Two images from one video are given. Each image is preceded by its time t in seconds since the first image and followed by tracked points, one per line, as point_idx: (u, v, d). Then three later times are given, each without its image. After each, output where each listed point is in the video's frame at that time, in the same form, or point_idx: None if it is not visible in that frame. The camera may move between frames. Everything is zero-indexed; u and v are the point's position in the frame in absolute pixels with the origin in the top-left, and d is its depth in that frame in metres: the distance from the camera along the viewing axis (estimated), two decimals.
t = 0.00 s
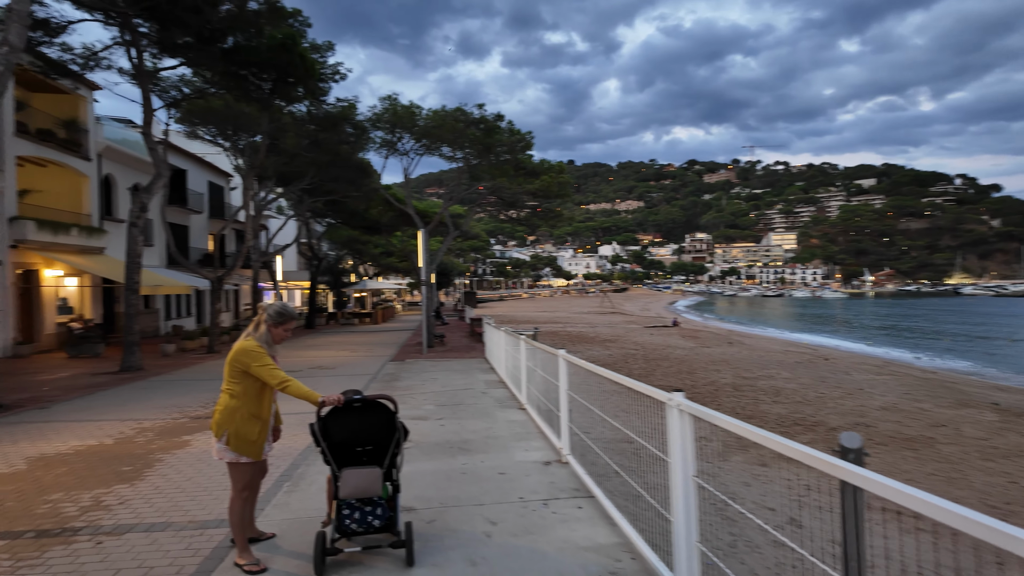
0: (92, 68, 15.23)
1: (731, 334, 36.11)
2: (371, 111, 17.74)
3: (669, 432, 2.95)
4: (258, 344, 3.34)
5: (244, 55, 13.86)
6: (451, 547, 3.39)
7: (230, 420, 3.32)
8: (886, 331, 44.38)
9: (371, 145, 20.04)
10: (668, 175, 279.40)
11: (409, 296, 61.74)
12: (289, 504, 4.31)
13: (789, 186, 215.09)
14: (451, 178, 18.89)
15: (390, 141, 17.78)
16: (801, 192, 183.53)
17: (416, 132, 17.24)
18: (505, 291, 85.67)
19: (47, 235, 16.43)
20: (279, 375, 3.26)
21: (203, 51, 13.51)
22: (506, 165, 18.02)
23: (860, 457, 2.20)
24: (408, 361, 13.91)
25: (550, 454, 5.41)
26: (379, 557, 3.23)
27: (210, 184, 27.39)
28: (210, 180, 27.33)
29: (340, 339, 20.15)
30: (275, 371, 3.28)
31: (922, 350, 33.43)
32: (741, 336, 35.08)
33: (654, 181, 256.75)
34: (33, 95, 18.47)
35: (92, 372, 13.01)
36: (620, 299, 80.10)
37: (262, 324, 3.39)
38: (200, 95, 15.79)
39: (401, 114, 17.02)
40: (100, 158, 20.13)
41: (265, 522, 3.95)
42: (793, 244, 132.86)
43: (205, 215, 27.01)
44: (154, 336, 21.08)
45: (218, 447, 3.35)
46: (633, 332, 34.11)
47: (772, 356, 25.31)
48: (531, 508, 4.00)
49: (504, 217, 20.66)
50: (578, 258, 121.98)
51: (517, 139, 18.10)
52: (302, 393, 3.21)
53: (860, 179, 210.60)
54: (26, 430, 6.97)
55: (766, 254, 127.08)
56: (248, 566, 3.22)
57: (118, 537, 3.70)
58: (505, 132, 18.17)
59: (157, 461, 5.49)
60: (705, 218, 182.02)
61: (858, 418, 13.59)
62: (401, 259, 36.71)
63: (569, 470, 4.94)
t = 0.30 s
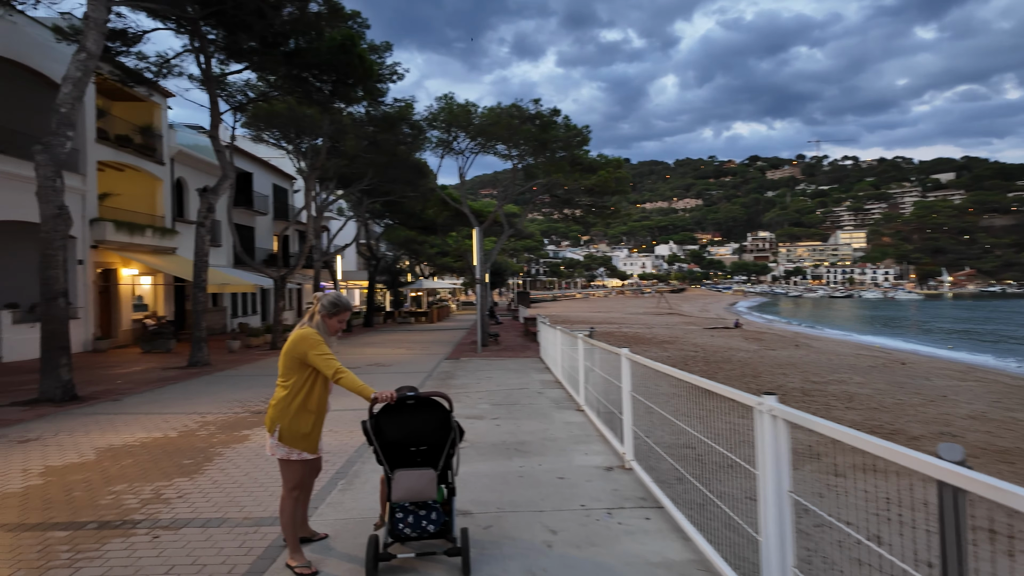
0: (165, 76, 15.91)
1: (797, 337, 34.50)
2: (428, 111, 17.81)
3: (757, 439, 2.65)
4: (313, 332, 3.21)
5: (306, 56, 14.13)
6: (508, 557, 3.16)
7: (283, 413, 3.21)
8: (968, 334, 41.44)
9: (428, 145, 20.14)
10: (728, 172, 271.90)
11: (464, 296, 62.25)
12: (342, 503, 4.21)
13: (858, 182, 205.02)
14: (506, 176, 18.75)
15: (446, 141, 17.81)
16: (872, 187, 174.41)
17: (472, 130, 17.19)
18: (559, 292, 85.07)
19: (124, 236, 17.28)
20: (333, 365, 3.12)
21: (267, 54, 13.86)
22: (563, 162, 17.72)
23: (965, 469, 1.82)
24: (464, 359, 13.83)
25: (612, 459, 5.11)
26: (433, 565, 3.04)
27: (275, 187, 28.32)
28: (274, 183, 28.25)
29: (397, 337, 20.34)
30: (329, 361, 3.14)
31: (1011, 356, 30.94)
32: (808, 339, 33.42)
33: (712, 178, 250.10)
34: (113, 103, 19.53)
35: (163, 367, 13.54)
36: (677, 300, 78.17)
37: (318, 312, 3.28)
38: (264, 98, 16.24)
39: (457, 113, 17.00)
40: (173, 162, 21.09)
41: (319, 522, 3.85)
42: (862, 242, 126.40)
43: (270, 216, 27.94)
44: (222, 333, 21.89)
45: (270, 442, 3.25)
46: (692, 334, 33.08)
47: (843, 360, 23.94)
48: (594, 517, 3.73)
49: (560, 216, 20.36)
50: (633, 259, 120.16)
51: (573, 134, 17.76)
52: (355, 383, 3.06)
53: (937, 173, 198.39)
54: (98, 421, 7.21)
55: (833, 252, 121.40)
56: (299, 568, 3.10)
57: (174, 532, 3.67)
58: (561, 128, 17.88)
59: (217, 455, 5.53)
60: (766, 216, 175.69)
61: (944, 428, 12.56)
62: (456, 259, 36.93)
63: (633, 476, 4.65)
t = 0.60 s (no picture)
0: (207, 79, 16.17)
1: (843, 339, 33.23)
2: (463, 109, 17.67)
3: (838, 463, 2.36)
4: (344, 335, 3.02)
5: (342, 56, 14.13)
6: None
7: (317, 422, 3.00)
8: None
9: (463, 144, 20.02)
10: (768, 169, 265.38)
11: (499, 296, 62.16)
12: (375, 513, 4.02)
13: (907, 178, 197.45)
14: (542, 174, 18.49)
15: (481, 139, 17.64)
16: (922, 183, 167.27)
17: (508, 128, 16.97)
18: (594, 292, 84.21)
19: (168, 236, 17.68)
20: (365, 369, 2.90)
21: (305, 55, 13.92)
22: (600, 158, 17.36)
23: None
24: (499, 360, 13.64)
25: (660, 471, 4.80)
26: None
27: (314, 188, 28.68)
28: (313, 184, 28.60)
29: (432, 337, 20.30)
30: (361, 364, 2.93)
31: None
32: (855, 341, 32.16)
33: (752, 176, 244.48)
34: (158, 107, 20.01)
35: (203, 365, 13.72)
36: (716, 300, 76.49)
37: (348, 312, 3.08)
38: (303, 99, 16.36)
39: (493, 111, 16.82)
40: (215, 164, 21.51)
41: (351, 535, 3.67)
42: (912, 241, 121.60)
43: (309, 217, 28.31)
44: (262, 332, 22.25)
45: (305, 453, 3.05)
46: (733, 335, 32.20)
47: (894, 364, 22.89)
48: (643, 537, 3.45)
49: (597, 215, 19.99)
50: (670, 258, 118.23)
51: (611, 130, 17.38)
52: (388, 388, 2.84)
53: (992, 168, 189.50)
54: (137, 420, 7.25)
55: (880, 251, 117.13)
56: None
57: (203, 542, 3.54)
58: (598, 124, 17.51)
59: (250, 458, 5.44)
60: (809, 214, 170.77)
61: (1011, 438, 11.77)
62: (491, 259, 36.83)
63: (682, 490, 4.37)
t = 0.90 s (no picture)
0: (247, 81, 16.41)
1: (894, 340, 31.85)
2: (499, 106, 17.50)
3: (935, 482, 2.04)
4: (368, 331, 2.81)
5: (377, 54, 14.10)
6: None
7: (342, 424, 2.81)
8: None
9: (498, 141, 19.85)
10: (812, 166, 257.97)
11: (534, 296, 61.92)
12: (405, 518, 3.83)
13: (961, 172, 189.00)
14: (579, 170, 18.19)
15: (517, 136, 17.43)
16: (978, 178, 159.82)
17: (544, 124, 16.71)
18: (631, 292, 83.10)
19: (210, 236, 18.03)
20: (391, 367, 2.69)
21: (341, 55, 13.95)
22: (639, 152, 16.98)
23: None
24: (534, 360, 13.39)
25: (708, 480, 4.48)
26: None
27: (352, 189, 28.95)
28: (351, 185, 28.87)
29: (467, 337, 20.21)
30: (386, 361, 2.72)
31: None
32: (907, 342, 30.79)
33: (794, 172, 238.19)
34: (201, 110, 20.46)
35: (242, 363, 13.89)
36: (758, 301, 74.52)
37: (374, 307, 2.88)
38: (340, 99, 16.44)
39: (528, 107, 16.60)
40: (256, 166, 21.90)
41: (378, 541, 3.49)
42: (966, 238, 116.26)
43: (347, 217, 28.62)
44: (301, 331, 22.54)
45: (329, 458, 2.86)
46: (776, 336, 31.20)
47: (951, 366, 21.72)
48: (694, 554, 3.15)
49: (635, 213, 19.59)
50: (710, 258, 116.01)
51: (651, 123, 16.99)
52: (415, 386, 2.62)
53: None
54: (173, 417, 7.27)
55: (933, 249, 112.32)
56: None
57: (227, 545, 3.41)
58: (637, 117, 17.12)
59: (280, 457, 5.33)
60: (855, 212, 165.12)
61: None
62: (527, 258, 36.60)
63: (734, 501, 4.04)
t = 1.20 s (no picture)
0: (279, 81, 16.52)
1: (943, 341, 30.49)
2: (529, 102, 17.25)
3: None
4: (382, 332, 2.60)
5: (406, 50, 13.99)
6: None
7: (349, 431, 2.60)
8: None
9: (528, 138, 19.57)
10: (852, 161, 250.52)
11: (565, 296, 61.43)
12: (426, 530, 3.62)
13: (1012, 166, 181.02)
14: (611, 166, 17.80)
15: (547, 133, 17.14)
16: None
17: (575, 120, 16.38)
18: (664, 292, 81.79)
19: (244, 236, 18.25)
20: (404, 371, 2.48)
21: (371, 53, 13.92)
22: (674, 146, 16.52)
23: None
24: (565, 360, 13.10)
25: (752, 493, 4.16)
26: None
27: (383, 188, 29.05)
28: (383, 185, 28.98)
29: (498, 336, 20.00)
30: (401, 364, 2.50)
31: None
32: (957, 343, 29.41)
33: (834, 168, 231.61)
34: (236, 112, 20.74)
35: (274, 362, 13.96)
36: (796, 300, 72.47)
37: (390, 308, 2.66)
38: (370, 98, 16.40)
39: (559, 103, 16.29)
40: (289, 166, 22.12)
41: (396, 555, 3.28)
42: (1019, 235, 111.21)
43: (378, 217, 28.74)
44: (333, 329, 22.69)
45: (335, 468, 2.66)
46: (816, 336, 30.17)
47: (1007, 369, 20.59)
48: None
49: (669, 209, 19.09)
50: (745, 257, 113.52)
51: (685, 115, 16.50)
52: (430, 392, 2.41)
53: None
54: (201, 417, 7.24)
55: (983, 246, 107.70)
56: None
57: (239, 555, 3.25)
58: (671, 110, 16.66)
59: (303, 459, 5.19)
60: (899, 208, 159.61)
61: None
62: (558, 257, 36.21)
63: (782, 517, 3.73)
